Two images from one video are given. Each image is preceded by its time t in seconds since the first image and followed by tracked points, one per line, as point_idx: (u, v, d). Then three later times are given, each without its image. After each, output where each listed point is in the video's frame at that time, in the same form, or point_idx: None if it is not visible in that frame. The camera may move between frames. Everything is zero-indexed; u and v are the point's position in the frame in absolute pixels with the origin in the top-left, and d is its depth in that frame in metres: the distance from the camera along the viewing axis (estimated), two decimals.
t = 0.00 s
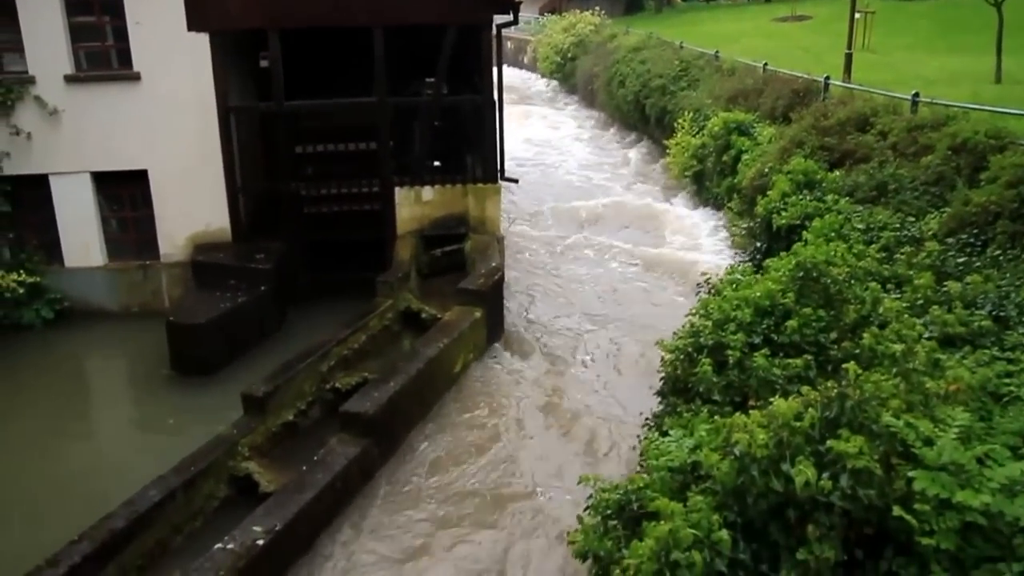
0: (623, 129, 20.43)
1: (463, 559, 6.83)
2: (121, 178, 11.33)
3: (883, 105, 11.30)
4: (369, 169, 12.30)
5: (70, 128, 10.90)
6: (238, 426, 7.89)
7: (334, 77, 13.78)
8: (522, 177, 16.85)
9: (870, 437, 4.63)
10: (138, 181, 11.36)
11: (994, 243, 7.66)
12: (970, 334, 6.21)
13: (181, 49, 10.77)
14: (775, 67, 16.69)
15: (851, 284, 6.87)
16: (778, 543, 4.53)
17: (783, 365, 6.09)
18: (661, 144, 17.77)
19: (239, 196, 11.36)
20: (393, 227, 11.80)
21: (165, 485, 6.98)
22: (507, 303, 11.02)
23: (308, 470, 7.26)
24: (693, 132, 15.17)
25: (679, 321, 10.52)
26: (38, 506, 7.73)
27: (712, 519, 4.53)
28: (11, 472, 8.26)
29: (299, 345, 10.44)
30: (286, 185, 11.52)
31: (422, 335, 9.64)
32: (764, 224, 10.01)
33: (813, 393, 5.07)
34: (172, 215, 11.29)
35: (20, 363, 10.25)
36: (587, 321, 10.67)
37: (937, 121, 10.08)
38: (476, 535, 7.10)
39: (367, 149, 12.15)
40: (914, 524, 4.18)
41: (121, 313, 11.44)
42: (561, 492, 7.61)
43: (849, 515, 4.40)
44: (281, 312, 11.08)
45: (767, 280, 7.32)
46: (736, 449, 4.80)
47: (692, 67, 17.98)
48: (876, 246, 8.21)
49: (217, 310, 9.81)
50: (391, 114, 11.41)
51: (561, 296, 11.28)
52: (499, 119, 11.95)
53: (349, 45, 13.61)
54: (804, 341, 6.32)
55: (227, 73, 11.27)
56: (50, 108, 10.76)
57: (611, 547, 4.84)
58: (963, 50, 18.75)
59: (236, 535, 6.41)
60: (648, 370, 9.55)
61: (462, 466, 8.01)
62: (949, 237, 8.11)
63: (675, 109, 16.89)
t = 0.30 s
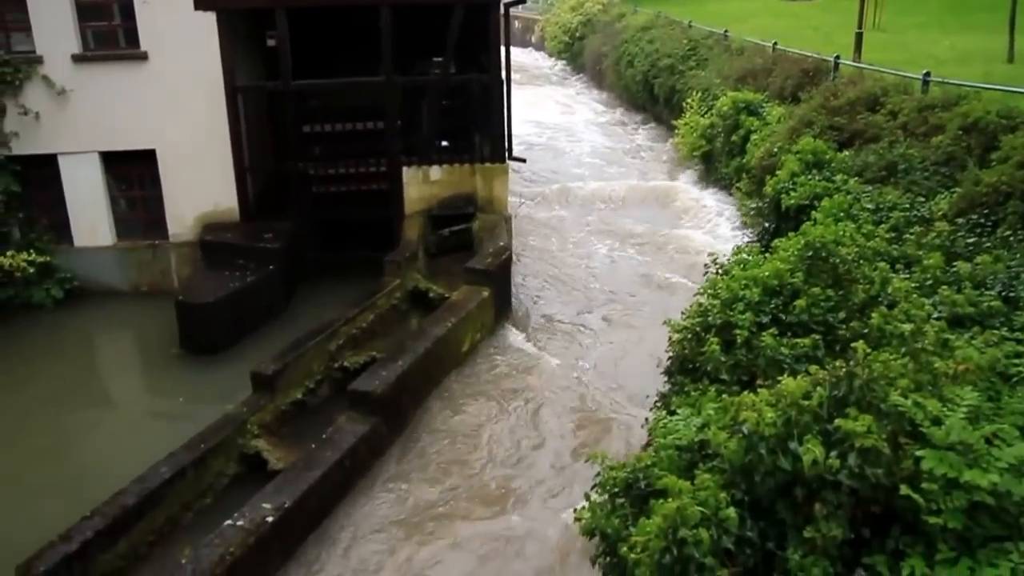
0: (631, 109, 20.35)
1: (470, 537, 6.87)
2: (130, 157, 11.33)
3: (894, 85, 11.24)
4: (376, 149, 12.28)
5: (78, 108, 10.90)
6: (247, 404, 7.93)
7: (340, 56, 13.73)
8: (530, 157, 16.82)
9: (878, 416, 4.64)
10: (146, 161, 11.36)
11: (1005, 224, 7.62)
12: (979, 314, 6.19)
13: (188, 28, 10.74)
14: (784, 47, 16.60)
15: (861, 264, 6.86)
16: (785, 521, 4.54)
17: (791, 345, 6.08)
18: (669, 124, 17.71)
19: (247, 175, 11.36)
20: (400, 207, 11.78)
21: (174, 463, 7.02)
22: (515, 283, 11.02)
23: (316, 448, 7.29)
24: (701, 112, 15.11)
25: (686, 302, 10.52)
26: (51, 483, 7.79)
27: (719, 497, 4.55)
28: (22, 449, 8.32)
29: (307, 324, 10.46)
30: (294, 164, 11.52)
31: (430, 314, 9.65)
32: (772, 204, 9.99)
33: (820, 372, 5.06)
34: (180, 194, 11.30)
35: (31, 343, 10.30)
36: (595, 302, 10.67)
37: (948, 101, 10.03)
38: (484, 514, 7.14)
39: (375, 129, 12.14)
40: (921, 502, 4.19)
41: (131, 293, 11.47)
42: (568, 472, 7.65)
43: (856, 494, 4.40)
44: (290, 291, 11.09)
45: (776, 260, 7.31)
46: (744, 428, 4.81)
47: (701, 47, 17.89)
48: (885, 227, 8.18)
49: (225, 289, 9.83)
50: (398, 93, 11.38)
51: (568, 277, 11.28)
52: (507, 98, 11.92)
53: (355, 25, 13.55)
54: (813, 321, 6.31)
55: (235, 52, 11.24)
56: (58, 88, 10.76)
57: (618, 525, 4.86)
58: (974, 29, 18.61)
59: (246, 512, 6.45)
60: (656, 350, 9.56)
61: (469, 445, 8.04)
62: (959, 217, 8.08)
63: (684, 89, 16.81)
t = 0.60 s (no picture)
0: (646, 85, 20.24)
1: (482, 514, 6.90)
2: (143, 132, 11.33)
3: (912, 62, 11.15)
4: (390, 125, 12.24)
5: (91, 83, 10.89)
6: (261, 379, 7.96)
7: (354, 31, 13.66)
8: (544, 133, 16.76)
9: (893, 393, 4.62)
10: (159, 136, 11.36)
11: None
12: (996, 293, 6.15)
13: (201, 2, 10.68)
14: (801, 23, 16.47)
15: (877, 242, 6.82)
16: (799, 498, 4.53)
17: (806, 323, 6.05)
18: (684, 101, 17.61)
19: (260, 150, 11.36)
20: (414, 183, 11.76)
21: (189, 437, 7.06)
22: (529, 260, 11.01)
23: (330, 424, 7.32)
24: (717, 89, 15.02)
25: (700, 279, 10.49)
26: (67, 457, 7.87)
27: (733, 474, 4.55)
28: (37, 424, 8.38)
29: (320, 300, 10.48)
30: (306, 140, 11.50)
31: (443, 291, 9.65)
32: (788, 182, 9.92)
33: (836, 349, 5.04)
34: (193, 171, 11.30)
35: (45, 318, 10.35)
36: (608, 279, 10.64)
37: (967, 78, 9.94)
38: (497, 491, 7.17)
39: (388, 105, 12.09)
40: (936, 480, 4.18)
41: (145, 268, 11.52)
42: (582, 448, 7.67)
43: (871, 471, 4.39)
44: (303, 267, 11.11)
45: (791, 237, 7.27)
46: (759, 404, 4.80)
47: (717, 23, 17.76)
48: (902, 205, 8.12)
49: (239, 266, 9.85)
50: (411, 69, 11.33)
51: (582, 254, 11.25)
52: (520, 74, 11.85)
53: None
54: (828, 299, 6.28)
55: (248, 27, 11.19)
56: (71, 63, 10.77)
57: (631, 501, 4.86)
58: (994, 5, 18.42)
59: (260, 486, 6.49)
60: (669, 328, 9.55)
61: (483, 421, 8.06)
62: (977, 195, 8.01)
63: (699, 65, 16.71)
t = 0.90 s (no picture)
0: (662, 61, 20.12)
1: (494, 491, 6.95)
2: (156, 108, 11.32)
3: (931, 38, 11.04)
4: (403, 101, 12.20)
5: (104, 58, 10.89)
6: (275, 354, 7.98)
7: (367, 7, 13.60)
8: (558, 110, 16.69)
9: (909, 371, 4.59)
10: (172, 111, 11.36)
11: None
12: (1014, 273, 6.10)
13: None
14: None
15: (894, 221, 6.77)
16: (813, 476, 4.52)
17: (821, 301, 6.02)
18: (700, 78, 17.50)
19: (274, 126, 11.34)
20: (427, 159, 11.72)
21: (203, 412, 7.11)
22: (542, 237, 10.99)
23: (343, 399, 7.34)
24: (733, 66, 14.91)
25: (714, 259, 10.45)
26: (80, 432, 7.92)
27: (747, 450, 4.53)
28: (52, 399, 8.44)
29: (334, 277, 10.49)
30: (320, 116, 11.47)
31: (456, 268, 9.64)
32: (804, 159, 9.85)
33: (852, 327, 5.02)
34: (206, 146, 11.29)
35: (60, 293, 10.41)
36: (622, 256, 10.60)
37: (988, 55, 9.86)
38: (509, 468, 7.19)
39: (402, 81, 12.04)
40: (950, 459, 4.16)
41: (159, 244, 11.55)
42: (594, 426, 7.67)
43: (885, 449, 4.38)
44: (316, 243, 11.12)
45: (807, 215, 7.23)
46: (773, 381, 4.78)
47: None
48: (919, 183, 8.06)
49: (252, 241, 9.86)
50: (425, 44, 11.27)
51: (596, 231, 11.21)
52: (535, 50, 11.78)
53: None
54: (844, 278, 6.25)
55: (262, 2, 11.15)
56: (84, 38, 10.76)
57: (645, 478, 4.86)
58: None
59: (273, 461, 6.53)
60: (683, 306, 9.53)
61: (496, 398, 8.07)
62: (996, 174, 7.94)
63: (715, 41, 16.59)
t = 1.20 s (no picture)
0: (678, 38, 19.96)
1: (508, 467, 6.96)
2: (172, 84, 11.30)
3: (953, 16, 10.91)
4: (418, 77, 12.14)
5: (120, 33, 10.86)
6: (290, 330, 8.01)
7: None
8: (574, 87, 16.59)
9: (926, 351, 4.56)
10: (188, 87, 11.34)
11: None
12: None
13: None
14: None
15: (912, 200, 6.72)
16: (828, 454, 4.51)
17: (838, 280, 5.99)
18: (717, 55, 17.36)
19: (288, 102, 11.32)
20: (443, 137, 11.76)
21: (219, 387, 7.14)
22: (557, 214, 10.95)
23: (358, 375, 7.35)
24: (751, 43, 14.78)
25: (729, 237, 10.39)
26: (93, 409, 7.93)
27: (762, 428, 4.52)
28: (66, 375, 8.47)
29: (348, 253, 10.49)
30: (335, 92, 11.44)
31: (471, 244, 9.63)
32: (821, 137, 9.76)
33: (869, 306, 4.99)
34: (222, 122, 11.29)
35: (77, 268, 10.45)
36: (637, 234, 10.55)
37: (1010, 33, 9.74)
38: (522, 445, 7.21)
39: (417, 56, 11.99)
40: (967, 439, 4.14)
41: (174, 219, 11.58)
42: (607, 404, 7.67)
43: (901, 428, 4.36)
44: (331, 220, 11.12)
45: (824, 193, 7.18)
46: (789, 359, 4.76)
47: None
48: (939, 161, 7.98)
49: (268, 217, 9.87)
50: (440, 20, 11.21)
51: (610, 208, 11.15)
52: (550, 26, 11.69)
53: None
54: (861, 256, 6.20)
55: None
56: (100, 13, 10.74)
57: (659, 455, 4.88)
58: None
59: (288, 436, 6.55)
60: (697, 285, 9.49)
61: (510, 375, 8.07)
62: (1017, 153, 7.86)
63: (733, 18, 16.44)
